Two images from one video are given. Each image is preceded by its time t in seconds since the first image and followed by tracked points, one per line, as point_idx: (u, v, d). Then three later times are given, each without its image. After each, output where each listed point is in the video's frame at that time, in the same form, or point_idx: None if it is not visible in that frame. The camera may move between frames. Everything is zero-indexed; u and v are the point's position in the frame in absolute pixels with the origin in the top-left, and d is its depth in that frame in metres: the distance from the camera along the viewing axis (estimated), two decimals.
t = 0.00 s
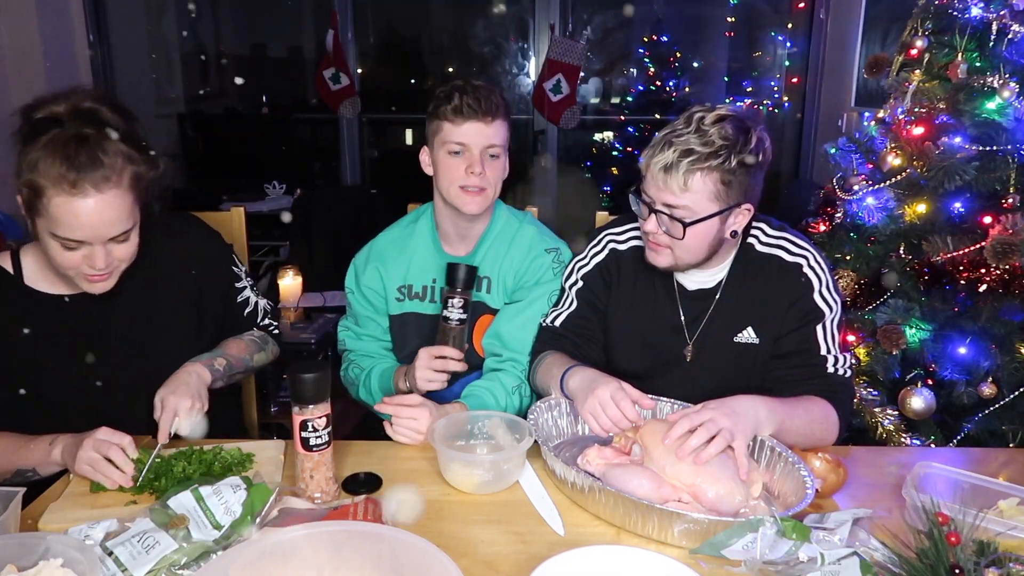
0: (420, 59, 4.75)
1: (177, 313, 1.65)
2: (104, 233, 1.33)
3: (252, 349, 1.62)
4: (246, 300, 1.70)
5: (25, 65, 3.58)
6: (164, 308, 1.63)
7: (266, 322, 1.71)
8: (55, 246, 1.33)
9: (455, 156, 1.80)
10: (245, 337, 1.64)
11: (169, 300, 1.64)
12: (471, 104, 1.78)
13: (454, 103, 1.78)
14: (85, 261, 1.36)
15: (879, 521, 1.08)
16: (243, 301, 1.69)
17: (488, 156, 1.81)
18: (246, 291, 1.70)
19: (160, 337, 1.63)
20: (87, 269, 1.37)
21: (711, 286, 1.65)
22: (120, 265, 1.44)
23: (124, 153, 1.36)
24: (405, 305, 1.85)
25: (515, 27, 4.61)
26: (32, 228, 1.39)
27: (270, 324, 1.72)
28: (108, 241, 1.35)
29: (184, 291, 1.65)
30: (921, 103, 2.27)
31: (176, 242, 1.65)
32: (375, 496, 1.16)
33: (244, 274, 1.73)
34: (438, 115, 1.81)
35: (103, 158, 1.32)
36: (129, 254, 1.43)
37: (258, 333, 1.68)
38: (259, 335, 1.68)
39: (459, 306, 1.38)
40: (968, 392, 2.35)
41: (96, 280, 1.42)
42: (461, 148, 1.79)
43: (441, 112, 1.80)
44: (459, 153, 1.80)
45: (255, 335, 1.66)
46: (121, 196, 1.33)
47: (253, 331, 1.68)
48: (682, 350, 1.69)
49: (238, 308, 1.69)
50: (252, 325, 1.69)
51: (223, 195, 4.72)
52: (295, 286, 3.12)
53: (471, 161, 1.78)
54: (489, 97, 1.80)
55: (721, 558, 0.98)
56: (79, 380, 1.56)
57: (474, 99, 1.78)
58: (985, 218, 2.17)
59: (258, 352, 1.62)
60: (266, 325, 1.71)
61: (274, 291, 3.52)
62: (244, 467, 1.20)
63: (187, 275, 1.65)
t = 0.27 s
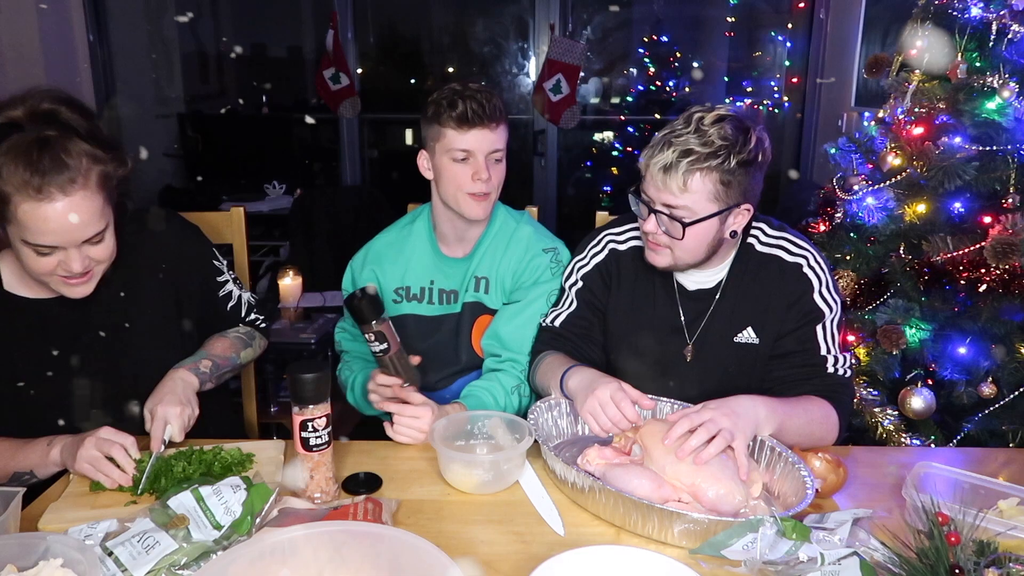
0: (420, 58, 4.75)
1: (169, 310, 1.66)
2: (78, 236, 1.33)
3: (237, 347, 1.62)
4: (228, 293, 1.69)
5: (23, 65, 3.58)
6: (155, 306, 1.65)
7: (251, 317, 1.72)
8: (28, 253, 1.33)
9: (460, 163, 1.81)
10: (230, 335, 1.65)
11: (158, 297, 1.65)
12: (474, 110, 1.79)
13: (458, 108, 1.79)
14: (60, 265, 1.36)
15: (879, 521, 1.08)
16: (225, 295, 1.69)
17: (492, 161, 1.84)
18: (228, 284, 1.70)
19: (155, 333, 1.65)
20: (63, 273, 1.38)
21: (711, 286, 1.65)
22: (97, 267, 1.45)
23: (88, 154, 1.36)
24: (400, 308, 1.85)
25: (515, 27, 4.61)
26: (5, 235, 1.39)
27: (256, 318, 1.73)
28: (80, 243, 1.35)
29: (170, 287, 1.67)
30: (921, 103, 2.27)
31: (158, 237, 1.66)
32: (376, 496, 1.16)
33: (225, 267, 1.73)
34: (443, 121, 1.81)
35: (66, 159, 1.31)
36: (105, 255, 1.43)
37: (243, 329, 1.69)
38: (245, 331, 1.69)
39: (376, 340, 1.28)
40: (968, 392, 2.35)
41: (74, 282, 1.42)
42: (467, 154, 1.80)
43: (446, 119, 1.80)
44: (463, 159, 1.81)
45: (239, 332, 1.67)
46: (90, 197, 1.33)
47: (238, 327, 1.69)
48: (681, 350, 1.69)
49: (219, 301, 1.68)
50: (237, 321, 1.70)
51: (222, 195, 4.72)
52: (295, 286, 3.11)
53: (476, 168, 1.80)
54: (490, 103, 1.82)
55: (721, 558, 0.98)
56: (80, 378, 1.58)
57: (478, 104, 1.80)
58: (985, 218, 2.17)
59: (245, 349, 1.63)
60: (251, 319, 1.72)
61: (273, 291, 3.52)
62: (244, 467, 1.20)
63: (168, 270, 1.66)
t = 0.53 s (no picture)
0: (420, 58, 4.75)
1: (168, 310, 1.67)
2: (69, 238, 1.33)
3: (235, 341, 1.61)
4: (223, 289, 1.69)
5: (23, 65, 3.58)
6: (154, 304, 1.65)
7: (248, 311, 1.71)
8: (20, 257, 1.33)
9: (453, 167, 1.82)
10: (228, 329, 1.64)
11: (156, 295, 1.65)
12: (463, 113, 1.81)
13: (447, 113, 1.81)
14: (53, 269, 1.36)
15: (880, 521, 1.08)
16: (220, 290, 1.69)
17: (485, 163, 1.85)
18: (222, 279, 1.70)
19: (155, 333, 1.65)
20: (56, 276, 1.38)
21: (711, 286, 1.65)
22: (90, 268, 1.45)
23: (75, 156, 1.36)
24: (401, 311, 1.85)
25: (515, 27, 4.61)
26: None
27: (252, 313, 1.72)
28: (72, 246, 1.35)
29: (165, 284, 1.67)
30: (921, 103, 2.27)
31: (156, 234, 1.66)
32: (376, 496, 1.16)
33: (217, 262, 1.73)
34: (432, 127, 1.83)
35: (53, 162, 1.31)
36: (98, 255, 1.44)
37: (241, 323, 1.68)
38: (242, 324, 1.68)
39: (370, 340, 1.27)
40: (968, 392, 2.35)
41: (68, 285, 1.43)
42: (460, 158, 1.81)
43: (435, 124, 1.83)
44: (457, 164, 1.82)
45: (237, 325, 1.67)
46: (79, 199, 1.32)
47: (235, 321, 1.68)
48: (681, 350, 1.69)
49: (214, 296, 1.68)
50: (234, 315, 1.69)
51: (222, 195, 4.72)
52: (295, 286, 3.11)
53: (471, 171, 1.81)
54: (477, 105, 1.84)
55: (721, 558, 0.98)
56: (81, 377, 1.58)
57: (466, 107, 1.82)
58: (985, 218, 2.17)
59: (242, 343, 1.62)
60: (248, 314, 1.71)
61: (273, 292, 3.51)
62: (245, 467, 1.20)
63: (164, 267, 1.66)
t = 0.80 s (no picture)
0: (420, 58, 4.74)
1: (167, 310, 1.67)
2: (68, 246, 1.32)
3: (235, 345, 1.62)
4: (223, 292, 1.69)
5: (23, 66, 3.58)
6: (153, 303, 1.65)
7: (248, 315, 1.71)
8: (21, 265, 1.33)
9: (448, 179, 1.79)
10: (227, 333, 1.64)
11: (156, 295, 1.65)
12: (451, 124, 1.80)
13: (435, 126, 1.80)
14: (53, 276, 1.36)
15: (880, 521, 1.08)
16: (221, 292, 1.69)
17: (478, 170, 1.84)
18: (223, 282, 1.70)
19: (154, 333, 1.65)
20: (57, 284, 1.38)
21: (711, 286, 1.65)
22: (90, 275, 1.45)
23: (73, 161, 1.35)
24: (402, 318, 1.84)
25: (515, 27, 4.61)
26: None
27: (252, 318, 1.72)
28: (73, 252, 1.35)
29: (164, 285, 1.67)
30: (921, 103, 2.27)
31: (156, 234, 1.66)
32: (376, 496, 1.16)
33: (218, 264, 1.72)
34: (422, 140, 1.82)
35: (51, 168, 1.31)
36: (98, 261, 1.43)
37: (240, 328, 1.67)
38: (242, 329, 1.68)
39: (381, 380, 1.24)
40: (968, 392, 2.35)
41: (69, 292, 1.42)
42: (454, 168, 1.79)
43: (424, 137, 1.81)
44: (451, 175, 1.80)
45: (236, 330, 1.66)
46: (78, 206, 1.32)
47: (235, 326, 1.68)
48: (681, 350, 1.69)
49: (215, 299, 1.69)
50: (234, 319, 1.69)
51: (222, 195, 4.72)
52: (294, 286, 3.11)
53: (466, 181, 1.79)
54: (464, 113, 1.84)
55: (721, 558, 0.98)
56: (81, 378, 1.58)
57: (453, 117, 1.82)
58: (985, 218, 2.17)
59: (242, 347, 1.62)
60: (248, 318, 1.71)
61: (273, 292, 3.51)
62: (244, 467, 1.20)
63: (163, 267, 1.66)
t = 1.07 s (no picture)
0: (420, 58, 4.74)
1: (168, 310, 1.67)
2: (77, 249, 1.32)
3: (236, 349, 1.61)
4: (226, 294, 1.69)
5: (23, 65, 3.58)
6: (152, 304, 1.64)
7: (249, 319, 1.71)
8: (29, 268, 1.34)
9: (445, 183, 1.81)
10: (229, 337, 1.64)
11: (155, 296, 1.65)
12: (449, 129, 1.83)
13: (433, 133, 1.83)
14: (60, 279, 1.36)
15: (879, 521, 1.08)
16: (224, 296, 1.69)
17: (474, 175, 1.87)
18: (226, 286, 1.70)
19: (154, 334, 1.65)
20: (63, 286, 1.38)
21: (710, 286, 1.65)
22: (97, 277, 1.44)
23: (83, 167, 1.36)
24: (399, 320, 1.83)
25: (515, 27, 4.61)
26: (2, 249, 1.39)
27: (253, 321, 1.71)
28: (81, 256, 1.35)
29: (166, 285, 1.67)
30: (921, 103, 2.27)
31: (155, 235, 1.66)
32: (376, 496, 1.16)
33: (222, 268, 1.72)
34: (420, 147, 1.83)
35: (61, 173, 1.31)
36: (106, 264, 1.44)
37: (243, 330, 1.67)
38: (245, 332, 1.67)
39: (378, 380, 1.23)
40: (968, 392, 2.35)
41: (74, 294, 1.42)
42: (453, 172, 1.81)
43: (422, 144, 1.83)
44: (448, 180, 1.81)
45: (239, 334, 1.66)
46: (87, 210, 1.32)
47: (237, 329, 1.67)
48: (681, 350, 1.69)
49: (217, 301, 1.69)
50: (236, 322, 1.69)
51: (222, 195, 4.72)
52: (295, 286, 3.10)
53: (464, 185, 1.81)
54: (460, 118, 1.86)
55: (721, 558, 0.98)
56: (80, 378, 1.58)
57: (449, 123, 1.84)
58: (985, 218, 2.17)
59: (244, 351, 1.62)
60: (250, 321, 1.71)
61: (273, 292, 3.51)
62: (244, 467, 1.20)
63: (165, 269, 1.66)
